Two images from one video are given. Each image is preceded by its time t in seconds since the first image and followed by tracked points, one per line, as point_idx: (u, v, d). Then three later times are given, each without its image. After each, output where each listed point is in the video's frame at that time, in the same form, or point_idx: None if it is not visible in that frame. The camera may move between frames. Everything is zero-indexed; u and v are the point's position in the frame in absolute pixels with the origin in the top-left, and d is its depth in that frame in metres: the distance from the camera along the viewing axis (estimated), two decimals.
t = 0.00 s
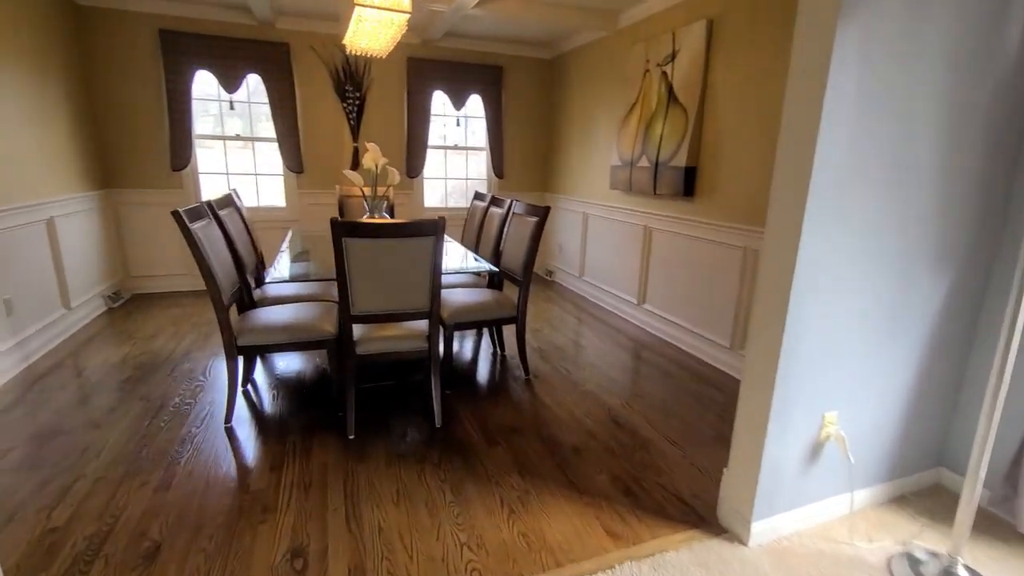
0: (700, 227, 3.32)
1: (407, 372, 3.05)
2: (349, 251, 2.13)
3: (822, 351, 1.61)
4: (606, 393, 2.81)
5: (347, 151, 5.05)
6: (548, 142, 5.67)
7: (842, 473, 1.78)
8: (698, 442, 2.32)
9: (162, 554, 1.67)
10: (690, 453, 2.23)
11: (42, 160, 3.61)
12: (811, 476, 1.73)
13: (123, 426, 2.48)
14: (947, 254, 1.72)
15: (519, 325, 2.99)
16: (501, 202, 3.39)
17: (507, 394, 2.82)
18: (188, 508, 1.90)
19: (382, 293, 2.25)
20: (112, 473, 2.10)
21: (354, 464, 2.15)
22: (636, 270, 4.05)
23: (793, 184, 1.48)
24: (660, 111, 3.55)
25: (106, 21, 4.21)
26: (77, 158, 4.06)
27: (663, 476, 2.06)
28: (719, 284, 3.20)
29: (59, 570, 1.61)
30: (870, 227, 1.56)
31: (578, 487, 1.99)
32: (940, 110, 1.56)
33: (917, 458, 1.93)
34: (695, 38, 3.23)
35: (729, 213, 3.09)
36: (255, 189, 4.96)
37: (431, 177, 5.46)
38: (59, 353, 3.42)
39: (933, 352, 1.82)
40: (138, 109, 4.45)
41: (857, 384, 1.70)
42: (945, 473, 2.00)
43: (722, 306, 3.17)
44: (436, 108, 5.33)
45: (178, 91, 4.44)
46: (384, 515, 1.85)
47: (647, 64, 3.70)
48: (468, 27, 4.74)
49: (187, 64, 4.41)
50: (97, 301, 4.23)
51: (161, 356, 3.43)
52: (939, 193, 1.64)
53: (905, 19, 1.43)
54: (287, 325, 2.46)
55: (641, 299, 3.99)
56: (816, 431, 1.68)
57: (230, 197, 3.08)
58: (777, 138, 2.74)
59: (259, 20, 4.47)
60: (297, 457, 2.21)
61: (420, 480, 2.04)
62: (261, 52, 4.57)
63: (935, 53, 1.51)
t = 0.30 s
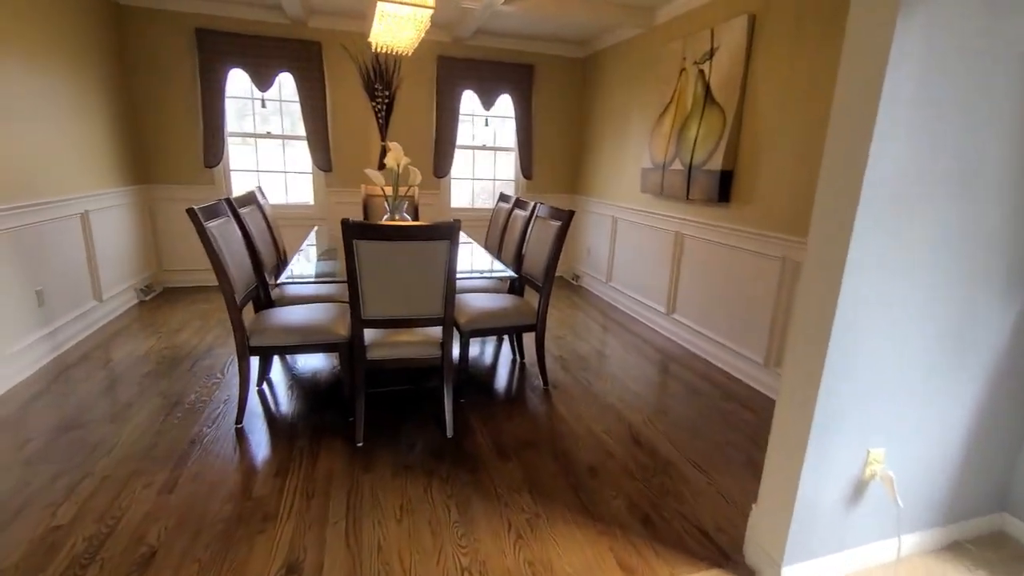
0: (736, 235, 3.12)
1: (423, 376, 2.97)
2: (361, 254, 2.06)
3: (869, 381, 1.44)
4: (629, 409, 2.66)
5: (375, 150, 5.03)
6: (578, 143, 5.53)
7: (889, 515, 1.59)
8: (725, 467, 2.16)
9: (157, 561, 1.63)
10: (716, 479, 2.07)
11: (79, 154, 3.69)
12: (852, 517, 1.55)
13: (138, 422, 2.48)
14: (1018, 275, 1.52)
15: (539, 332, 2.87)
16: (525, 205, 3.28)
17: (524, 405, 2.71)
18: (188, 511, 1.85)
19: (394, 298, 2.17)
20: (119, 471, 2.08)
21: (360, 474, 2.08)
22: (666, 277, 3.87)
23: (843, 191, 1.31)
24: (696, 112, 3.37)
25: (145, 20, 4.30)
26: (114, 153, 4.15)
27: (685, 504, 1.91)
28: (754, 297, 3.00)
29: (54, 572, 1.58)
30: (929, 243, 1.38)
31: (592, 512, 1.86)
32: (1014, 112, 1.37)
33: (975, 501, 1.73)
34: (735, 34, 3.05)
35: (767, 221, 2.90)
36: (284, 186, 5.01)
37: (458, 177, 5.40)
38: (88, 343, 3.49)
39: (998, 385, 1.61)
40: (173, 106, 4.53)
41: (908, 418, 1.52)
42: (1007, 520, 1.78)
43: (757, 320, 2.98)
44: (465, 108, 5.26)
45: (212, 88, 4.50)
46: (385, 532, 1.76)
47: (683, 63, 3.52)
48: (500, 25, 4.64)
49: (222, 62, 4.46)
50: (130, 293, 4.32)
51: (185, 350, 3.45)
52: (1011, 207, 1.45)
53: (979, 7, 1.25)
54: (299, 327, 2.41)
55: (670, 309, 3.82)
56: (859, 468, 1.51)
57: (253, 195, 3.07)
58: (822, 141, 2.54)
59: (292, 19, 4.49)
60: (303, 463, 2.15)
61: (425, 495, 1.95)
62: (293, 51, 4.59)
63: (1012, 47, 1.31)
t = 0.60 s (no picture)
0: (772, 234, 2.96)
1: (443, 378, 2.91)
2: (377, 254, 2.01)
3: (926, 400, 1.29)
4: (656, 417, 2.55)
5: (400, 148, 5.01)
6: (606, 140, 5.39)
7: (946, 547, 1.45)
8: (760, 484, 2.02)
9: (169, 566, 1.61)
10: (750, 497, 1.94)
11: (111, 154, 3.76)
12: (903, 547, 1.41)
13: (160, 420, 2.48)
14: None
15: (562, 335, 2.77)
16: (549, 203, 3.18)
17: (545, 410, 2.62)
18: (203, 515, 1.83)
19: (411, 300, 2.11)
20: (138, 471, 2.08)
21: (375, 481, 2.03)
22: (696, 278, 3.71)
23: (899, 187, 1.17)
24: (730, 105, 3.20)
25: (175, 21, 4.36)
26: (145, 153, 4.23)
27: (716, 523, 1.79)
28: (791, 300, 2.84)
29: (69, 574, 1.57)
30: (998, 246, 1.23)
31: (615, 529, 1.76)
32: None
33: None
34: (773, 22, 2.88)
35: (806, 220, 2.73)
36: (310, 185, 5.03)
37: (483, 175, 5.33)
38: (118, 340, 3.55)
39: None
40: (203, 106, 4.59)
41: (971, 441, 1.37)
42: None
43: (794, 325, 2.81)
44: (490, 104, 5.19)
45: (240, 88, 4.54)
46: (398, 543, 1.70)
47: (716, 53, 3.36)
48: (526, 19, 4.55)
49: (250, 62, 4.49)
50: (161, 291, 4.40)
51: (210, 348, 3.48)
52: None
53: None
54: (317, 327, 2.37)
55: (700, 311, 3.66)
56: (913, 495, 1.37)
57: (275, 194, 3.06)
58: (868, 134, 2.36)
59: (318, 17, 4.49)
60: (319, 467, 2.11)
61: (441, 505, 1.89)
62: (319, 49, 4.59)
63: None
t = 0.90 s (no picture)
0: (805, 236, 2.79)
1: (457, 385, 2.81)
2: (385, 258, 1.91)
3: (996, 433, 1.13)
4: (680, 431, 2.41)
5: (416, 147, 4.93)
6: (627, 137, 5.23)
7: None
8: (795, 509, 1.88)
9: None
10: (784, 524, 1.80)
11: (127, 155, 3.75)
12: None
13: (168, 426, 2.43)
14: None
15: (581, 342, 2.64)
16: (568, 202, 3.06)
17: (563, 421, 2.50)
18: (204, 530, 1.76)
19: (421, 305, 2.01)
20: (142, 480, 2.02)
21: (383, 496, 1.94)
22: (721, 281, 3.55)
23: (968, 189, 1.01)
24: (760, 99, 3.03)
25: (193, 20, 4.35)
26: (162, 153, 4.22)
27: (747, 554, 1.66)
28: (825, 307, 2.67)
29: None
30: None
31: (636, 557, 1.64)
32: None
33: None
34: (808, 10, 2.70)
35: (843, 222, 2.55)
36: (325, 184, 4.98)
37: (500, 174, 5.23)
38: (133, 341, 3.53)
39: None
40: (219, 105, 4.56)
41: None
42: None
43: (829, 333, 2.64)
44: (508, 101, 5.08)
45: (256, 87, 4.50)
46: (405, 566, 1.61)
47: (746, 44, 3.20)
48: (544, 13, 4.42)
49: (265, 61, 4.46)
50: (178, 291, 4.39)
51: (223, 349, 3.44)
52: None
53: None
54: (326, 333, 2.29)
55: (726, 316, 3.50)
56: (976, 535, 1.22)
57: (287, 194, 3.00)
58: (915, 129, 2.19)
59: (334, 15, 4.43)
60: (326, 480, 2.03)
61: (451, 525, 1.78)
62: (334, 47, 4.53)
63: None
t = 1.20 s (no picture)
0: (847, 237, 2.61)
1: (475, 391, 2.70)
2: (398, 262, 1.81)
3: None
4: (711, 445, 2.26)
5: (435, 146, 4.84)
6: (652, 134, 5.07)
7: None
8: (841, 538, 1.72)
9: None
10: (830, 555, 1.65)
11: (148, 156, 3.75)
12: None
13: (182, 431, 2.39)
14: None
15: (605, 350, 2.51)
16: (591, 202, 2.93)
17: (585, 432, 2.38)
18: (211, 545, 1.69)
19: (436, 312, 1.91)
20: (153, 489, 1.98)
21: (397, 511, 1.85)
22: (753, 284, 3.38)
23: None
24: (796, 91, 2.85)
25: (213, 20, 4.34)
26: (183, 154, 4.22)
27: None
28: (870, 314, 2.49)
29: None
30: None
31: None
32: None
33: None
34: None
35: (891, 223, 2.38)
36: (344, 185, 4.93)
37: (520, 173, 5.11)
38: (152, 343, 3.51)
39: None
40: (239, 104, 4.55)
41: None
42: None
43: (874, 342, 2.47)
44: (529, 98, 4.96)
45: (275, 86, 4.47)
46: None
47: (781, 34, 3.02)
48: (567, 6, 4.28)
49: (284, 60, 4.42)
50: (199, 292, 4.39)
51: (240, 351, 3.40)
52: None
53: None
54: (339, 340, 2.21)
55: (758, 321, 3.33)
56: None
57: (302, 195, 2.93)
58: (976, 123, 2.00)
59: (352, 12, 4.37)
60: (338, 493, 1.95)
61: (467, 546, 1.68)
62: (352, 45, 4.46)
63: None
